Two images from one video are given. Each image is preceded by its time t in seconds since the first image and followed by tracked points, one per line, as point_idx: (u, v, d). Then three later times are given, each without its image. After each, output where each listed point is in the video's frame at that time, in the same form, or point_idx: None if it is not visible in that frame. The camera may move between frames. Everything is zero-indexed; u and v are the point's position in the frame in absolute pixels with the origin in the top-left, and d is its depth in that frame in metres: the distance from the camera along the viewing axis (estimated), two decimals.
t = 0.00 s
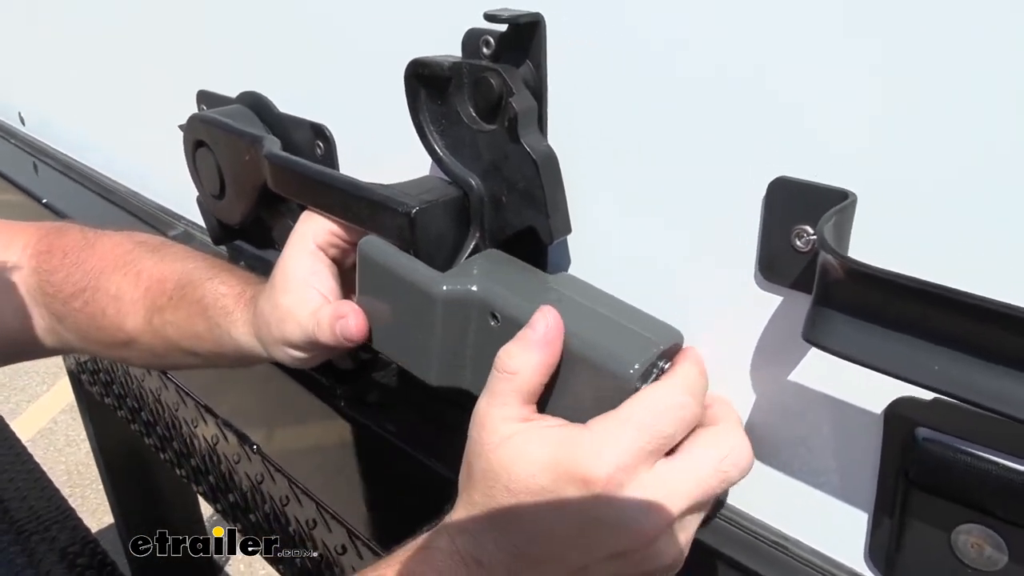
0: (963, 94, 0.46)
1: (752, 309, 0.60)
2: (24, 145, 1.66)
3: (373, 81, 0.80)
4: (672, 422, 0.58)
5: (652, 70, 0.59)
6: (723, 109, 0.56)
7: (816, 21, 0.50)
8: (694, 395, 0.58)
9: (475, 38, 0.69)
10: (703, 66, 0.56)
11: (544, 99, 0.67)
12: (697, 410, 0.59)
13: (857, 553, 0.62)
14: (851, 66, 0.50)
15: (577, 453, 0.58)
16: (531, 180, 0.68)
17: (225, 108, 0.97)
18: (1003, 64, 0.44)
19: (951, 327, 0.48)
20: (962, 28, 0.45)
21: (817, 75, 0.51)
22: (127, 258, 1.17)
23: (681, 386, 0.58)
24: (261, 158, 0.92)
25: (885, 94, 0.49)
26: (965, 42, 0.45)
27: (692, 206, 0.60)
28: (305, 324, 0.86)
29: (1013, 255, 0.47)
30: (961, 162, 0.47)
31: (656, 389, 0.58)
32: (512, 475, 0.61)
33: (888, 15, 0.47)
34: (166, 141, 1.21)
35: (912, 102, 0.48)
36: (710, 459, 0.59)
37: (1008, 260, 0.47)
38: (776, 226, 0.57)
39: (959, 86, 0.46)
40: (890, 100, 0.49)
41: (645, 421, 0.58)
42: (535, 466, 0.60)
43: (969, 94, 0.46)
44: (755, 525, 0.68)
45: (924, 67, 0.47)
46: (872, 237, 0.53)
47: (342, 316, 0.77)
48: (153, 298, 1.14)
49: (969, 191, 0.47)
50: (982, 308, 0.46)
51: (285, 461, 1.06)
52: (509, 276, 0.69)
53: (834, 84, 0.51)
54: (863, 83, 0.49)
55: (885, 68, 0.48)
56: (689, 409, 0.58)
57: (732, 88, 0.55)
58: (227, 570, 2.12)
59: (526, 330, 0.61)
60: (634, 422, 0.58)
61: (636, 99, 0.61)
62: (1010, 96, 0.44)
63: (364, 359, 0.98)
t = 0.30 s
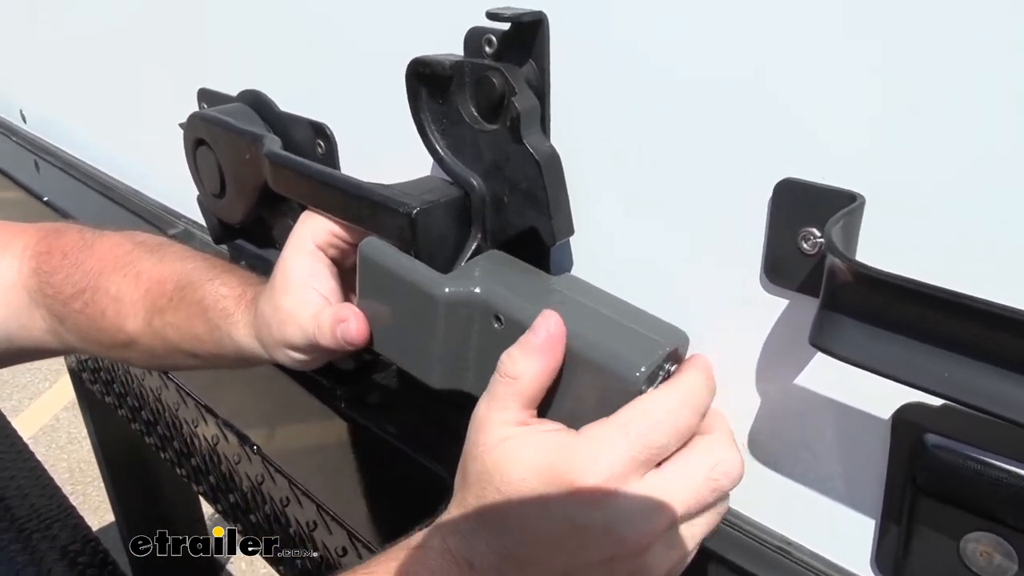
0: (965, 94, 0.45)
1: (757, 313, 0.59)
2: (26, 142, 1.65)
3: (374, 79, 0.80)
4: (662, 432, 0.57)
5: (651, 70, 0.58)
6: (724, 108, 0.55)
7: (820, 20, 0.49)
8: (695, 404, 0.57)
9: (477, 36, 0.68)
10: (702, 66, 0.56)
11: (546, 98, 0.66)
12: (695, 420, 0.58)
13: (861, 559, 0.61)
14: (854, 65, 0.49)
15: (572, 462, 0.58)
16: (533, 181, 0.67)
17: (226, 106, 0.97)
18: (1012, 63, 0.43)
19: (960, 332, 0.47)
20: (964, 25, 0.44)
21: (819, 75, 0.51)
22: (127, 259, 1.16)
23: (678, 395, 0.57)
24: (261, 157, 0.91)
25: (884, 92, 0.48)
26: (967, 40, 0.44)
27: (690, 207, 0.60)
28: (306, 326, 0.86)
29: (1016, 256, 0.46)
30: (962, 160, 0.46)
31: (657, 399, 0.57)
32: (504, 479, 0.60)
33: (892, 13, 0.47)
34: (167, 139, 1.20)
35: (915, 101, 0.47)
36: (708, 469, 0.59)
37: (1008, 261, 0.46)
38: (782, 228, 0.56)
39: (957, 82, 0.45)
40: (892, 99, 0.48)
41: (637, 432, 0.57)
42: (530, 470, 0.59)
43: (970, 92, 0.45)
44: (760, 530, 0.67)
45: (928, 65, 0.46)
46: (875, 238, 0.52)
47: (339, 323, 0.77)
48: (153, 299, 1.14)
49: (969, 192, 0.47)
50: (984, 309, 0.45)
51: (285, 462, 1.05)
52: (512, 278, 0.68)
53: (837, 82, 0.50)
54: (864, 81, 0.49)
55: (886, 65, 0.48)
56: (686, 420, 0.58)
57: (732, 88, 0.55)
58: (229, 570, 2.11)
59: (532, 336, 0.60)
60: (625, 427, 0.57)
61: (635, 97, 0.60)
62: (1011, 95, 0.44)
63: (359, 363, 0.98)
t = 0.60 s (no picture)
0: (969, 92, 0.44)
1: (760, 313, 0.59)
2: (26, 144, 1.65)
3: (373, 79, 0.79)
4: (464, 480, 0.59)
5: (649, 69, 0.58)
6: (724, 106, 0.55)
7: (823, 16, 0.49)
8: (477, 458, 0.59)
9: (476, 35, 0.67)
10: (702, 64, 0.55)
11: (545, 97, 0.66)
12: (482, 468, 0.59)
13: (866, 561, 0.61)
14: (856, 62, 0.48)
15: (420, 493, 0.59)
16: (532, 180, 0.66)
17: (225, 107, 0.96)
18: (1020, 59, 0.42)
19: (966, 334, 0.46)
20: (969, 22, 0.44)
21: (821, 72, 0.50)
22: (126, 263, 1.16)
23: (478, 438, 0.59)
24: (260, 158, 0.90)
25: (886, 90, 0.47)
26: (971, 38, 0.44)
27: (691, 207, 0.59)
28: (304, 331, 0.85)
29: None
30: (966, 159, 0.46)
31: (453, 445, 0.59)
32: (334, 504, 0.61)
33: (895, 9, 0.46)
34: (167, 140, 1.20)
35: (919, 98, 0.46)
36: (519, 497, 0.61)
37: (1013, 261, 0.46)
38: (783, 228, 0.55)
39: (961, 80, 0.44)
40: (895, 96, 0.47)
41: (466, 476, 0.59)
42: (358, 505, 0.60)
43: (974, 90, 0.44)
44: (764, 533, 0.66)
45: (932, 62, 0.45)
46: (875, 237, 0.51)
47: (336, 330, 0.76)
48: (152, 303, 1.13)
49: (972, 191, 0.46)
50: (986, 310, 0.44)
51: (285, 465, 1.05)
52: (513, 280, 0.67)
53: (839, 79, 0.49)
54: (866, 79, 0.48)
55: (888, 62, 0.47)
56: (478, 468, 0.59)
57: (732, 87, 0.54)
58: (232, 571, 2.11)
59: (375, 347, 0.61)
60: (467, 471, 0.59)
61: (635, 95, 0.59)
62: (1014, 93, 0.43)
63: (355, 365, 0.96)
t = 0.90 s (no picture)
0: (969, 93, 0.45)
1: (759, 312, 0.59)
2: (31, 141, 1.66)
3: (375, 77, 0.79)
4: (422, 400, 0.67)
5: (650, 68, 0.58)
6: (725, 106, 0.55)
7: (823, 17, 0.49)
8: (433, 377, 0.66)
9: (477, 34, 0.68)
10: (702, 65, 0.55)
11: (545, 95, 0.66)
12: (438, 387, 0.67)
13: (863, 561, 0.61)
14: (857, 62, 0.48)
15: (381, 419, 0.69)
16: (532, 179, 0.66)
17: (229, 105, 0.97)
18: (1017, 60, 0.43)
19: (962, 334, 0.46)
20: (970, 23, 0.44)
21: (822, 73, 0.50)
22: (130, 259, 1.17)
23: (427, 361, 0.66)
24: (263, 155, 0.91)
25: (886, 91, 0.48)
26: (971, 40, 0.44)
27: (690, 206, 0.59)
28: (304, 328, 0.86)
29: None
30: (966, 160, 0.46)
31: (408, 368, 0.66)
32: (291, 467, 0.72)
33: (896, 10, 0.46)
34: (170, 137, 1.20)
35: (919, 99, 0.46)
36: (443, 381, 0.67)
37: (1011, 262, 0.46)
38: (782, 228, 0.55)
39: (960, 81, 0.45)
40: (896, 97, 0.47)
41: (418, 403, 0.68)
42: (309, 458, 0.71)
43: (975, 91, 0.44)
44: (761, 532, 0.66)
45: (932, 64, 0.45)
46: (874, 238, 0.51)
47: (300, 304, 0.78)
48: (155, 299, 1.14)
49: (971, 193, 0.46)
50: (983, 311, 0.45)
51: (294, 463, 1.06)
52: (513, 278, 0.68)
53: (839, 80, 0.49)
54: (867, 79, 0.48)
55: (889, 63, 0.47)
56: (432, 387, 0.66)
57: (732, 86, 0.54)
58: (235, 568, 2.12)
59: (198, 369, 0.62)
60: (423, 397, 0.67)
61: (635, 94, 0.60)
62: (1015, 94, 0.43)
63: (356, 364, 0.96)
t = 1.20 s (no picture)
0: (970, 93, 0.45)
1: (767, 310, 0.59)
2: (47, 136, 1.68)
3: (387, 74, 0.80)
4: (347, 314, 0.74)
5: (655, 67, 0.59)
6: (728, 105, 0.55)
7: (825, 17, 0.49)
8: (348, 296, 0.74)
9: (489, 31, 0.68)
10: (707, 64, 0.56)
11: (556, 93, 0.66)
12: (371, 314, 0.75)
13: (869, 560, 0.61)
14: (858, 63, 0.49)
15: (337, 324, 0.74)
16: (542, 175, 0.67)
17: (243, 101, 0.97)
18: None
19: (968, 332, 0.46)
20: (969, 25, 0.44)
21: (824, 73, 0.50)
22: (144, 252, 1.18)
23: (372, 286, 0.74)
24: (276, 151, 0.92)
25: (888, 90, 0.48)
26: (971, 41, 0.44)
27: (696, 204, 0.60)
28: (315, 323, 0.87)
29: None
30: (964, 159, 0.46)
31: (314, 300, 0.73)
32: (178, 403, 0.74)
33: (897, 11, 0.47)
34: (185, 133, 1.22)
35: (921, 99, 0.47)
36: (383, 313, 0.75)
37: (1010, 261, 0.46)
38: (789, 225, 0.55)
39: (968, 80, 0.45)
40: (897, 96, 0.48)
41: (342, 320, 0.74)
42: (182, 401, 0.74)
43: (974, 92, 0.45)
44: (767, 530, 0.66)
45: (933, 64, 0.46)
46: (882, 236, 0.51)
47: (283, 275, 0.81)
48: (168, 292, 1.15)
49: (972, 191, 0.46)
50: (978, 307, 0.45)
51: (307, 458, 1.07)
52: (522, 274, 0.68)
53: (842, 79, 0.50)
54: (870, 79, 0.49)
55: (890, 63, 0.47)
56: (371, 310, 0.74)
57: (737, 85, 0.55)
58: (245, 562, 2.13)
59: (111, 304, 0.62)
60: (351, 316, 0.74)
61: (644, 92, 0.60)
62: (1014, 95, 0.44)
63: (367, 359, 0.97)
